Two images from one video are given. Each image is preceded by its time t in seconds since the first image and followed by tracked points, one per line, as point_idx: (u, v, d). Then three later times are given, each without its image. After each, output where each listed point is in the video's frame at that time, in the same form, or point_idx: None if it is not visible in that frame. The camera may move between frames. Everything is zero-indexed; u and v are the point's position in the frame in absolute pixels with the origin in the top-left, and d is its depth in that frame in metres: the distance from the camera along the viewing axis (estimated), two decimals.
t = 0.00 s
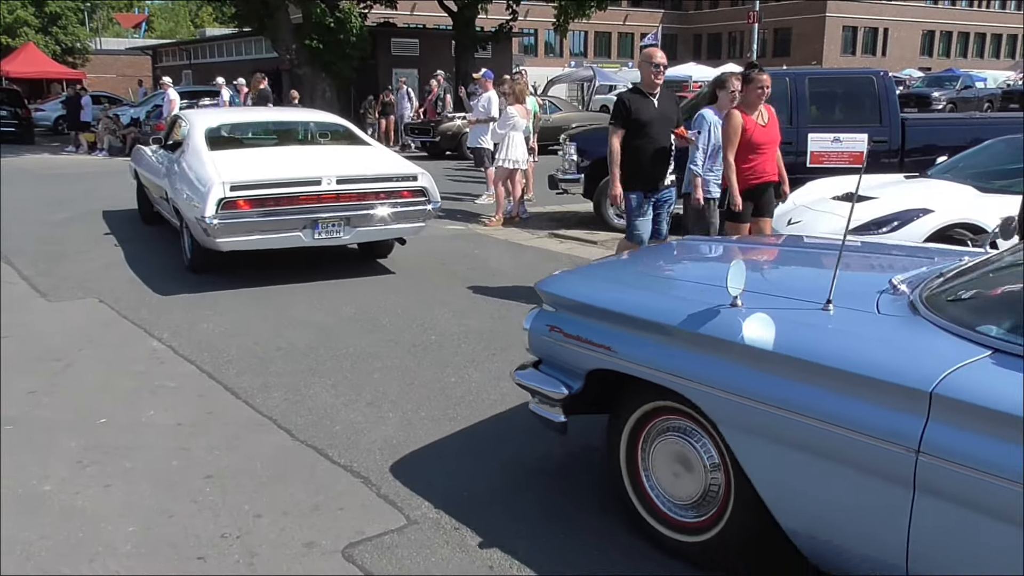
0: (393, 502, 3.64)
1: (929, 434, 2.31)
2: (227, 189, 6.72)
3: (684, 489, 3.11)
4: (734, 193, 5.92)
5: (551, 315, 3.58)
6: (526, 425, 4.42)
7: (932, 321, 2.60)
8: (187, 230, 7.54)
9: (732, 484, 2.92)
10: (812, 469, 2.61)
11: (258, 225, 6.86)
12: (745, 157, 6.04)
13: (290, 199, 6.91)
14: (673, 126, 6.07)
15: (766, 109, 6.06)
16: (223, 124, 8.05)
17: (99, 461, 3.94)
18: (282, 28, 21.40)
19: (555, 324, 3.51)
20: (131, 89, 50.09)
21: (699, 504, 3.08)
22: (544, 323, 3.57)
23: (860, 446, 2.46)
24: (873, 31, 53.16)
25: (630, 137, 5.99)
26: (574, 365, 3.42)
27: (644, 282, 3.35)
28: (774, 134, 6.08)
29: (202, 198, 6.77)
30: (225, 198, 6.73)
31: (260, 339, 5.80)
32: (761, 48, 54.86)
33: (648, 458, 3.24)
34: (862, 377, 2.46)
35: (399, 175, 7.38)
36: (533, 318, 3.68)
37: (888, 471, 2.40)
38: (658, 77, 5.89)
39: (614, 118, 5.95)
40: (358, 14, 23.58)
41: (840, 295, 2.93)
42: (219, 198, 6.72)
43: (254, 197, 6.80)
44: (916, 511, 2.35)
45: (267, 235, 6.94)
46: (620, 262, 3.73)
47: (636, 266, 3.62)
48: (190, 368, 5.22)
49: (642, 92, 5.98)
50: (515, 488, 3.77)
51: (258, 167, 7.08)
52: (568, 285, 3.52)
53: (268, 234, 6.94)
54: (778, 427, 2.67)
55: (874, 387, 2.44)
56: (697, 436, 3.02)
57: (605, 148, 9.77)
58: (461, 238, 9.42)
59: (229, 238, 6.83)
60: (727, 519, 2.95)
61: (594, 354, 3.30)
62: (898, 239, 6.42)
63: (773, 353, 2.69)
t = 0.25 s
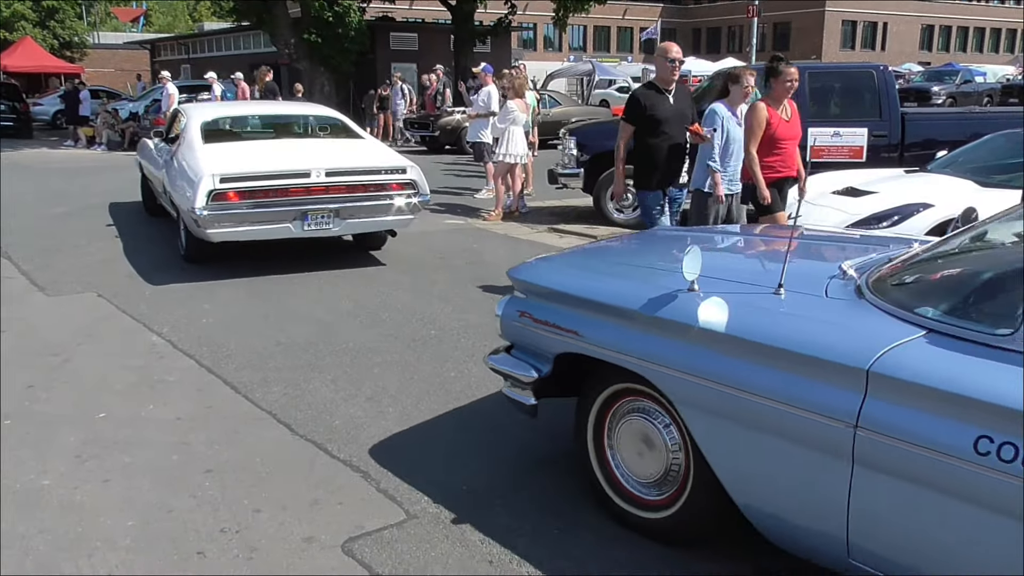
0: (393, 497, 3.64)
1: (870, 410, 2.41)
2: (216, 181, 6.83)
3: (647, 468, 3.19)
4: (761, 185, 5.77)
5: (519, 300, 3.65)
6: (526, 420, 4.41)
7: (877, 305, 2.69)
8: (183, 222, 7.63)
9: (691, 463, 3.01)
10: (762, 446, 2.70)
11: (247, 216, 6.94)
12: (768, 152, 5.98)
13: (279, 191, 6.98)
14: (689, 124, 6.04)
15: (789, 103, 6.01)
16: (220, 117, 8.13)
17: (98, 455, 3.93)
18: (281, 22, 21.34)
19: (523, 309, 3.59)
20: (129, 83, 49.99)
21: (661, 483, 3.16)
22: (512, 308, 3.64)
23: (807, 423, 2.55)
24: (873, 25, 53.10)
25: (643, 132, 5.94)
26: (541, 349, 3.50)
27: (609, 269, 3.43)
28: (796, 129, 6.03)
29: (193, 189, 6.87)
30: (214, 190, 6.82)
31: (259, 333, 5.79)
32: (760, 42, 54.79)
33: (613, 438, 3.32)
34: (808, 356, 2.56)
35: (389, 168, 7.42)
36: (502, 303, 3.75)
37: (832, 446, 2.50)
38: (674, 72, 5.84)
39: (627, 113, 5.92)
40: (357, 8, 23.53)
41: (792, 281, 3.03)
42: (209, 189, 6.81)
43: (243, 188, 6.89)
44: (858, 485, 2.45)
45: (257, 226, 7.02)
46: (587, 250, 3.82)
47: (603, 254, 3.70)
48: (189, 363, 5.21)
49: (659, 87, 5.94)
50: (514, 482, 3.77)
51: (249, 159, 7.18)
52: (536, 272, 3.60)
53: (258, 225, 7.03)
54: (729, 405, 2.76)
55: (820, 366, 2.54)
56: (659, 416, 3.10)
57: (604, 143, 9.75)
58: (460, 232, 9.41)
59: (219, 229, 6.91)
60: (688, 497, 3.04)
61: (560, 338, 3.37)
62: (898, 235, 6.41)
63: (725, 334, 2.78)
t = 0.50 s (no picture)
0: (396, 493, 3.63)
1: (819, 391, 2.58)
2: (211, 173, 6.97)
3: (617, 449, 3.36)
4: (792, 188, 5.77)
5: (497, 289, 3.82)
6: (529, 417, 4.41)
7: (828, 291, 2.86)
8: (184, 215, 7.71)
9: (657, 443, 3.18)
10: (719, 425, 2.88)
11: (242, 208, 7.05)
12: (798, 154, 5.98)
13: (273, 184, 7.11)
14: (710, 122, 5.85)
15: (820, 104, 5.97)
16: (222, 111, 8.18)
17: (102, 450, 3.94)
18: (285, 17, 21.38)
19: (501, 297, 3.75)
20: (133, 78, 50.07)
21: (630, 464, 3.33)
22: (491, 296, 3.81)
23: (759, 402, 2.73)
24: (878, 20, 52.92)
25: (664, 135, 5.73)
26: (518, 335, 3.67)
27: (582, 259, 3.60)
28: (828, 130, 6.01)
29: (188, 182, 7.00)
30: (209, 182, 6.96)
31: (262, 328, 5.79)
32: (765, 38, 54.63)
33: (585, 421, 3.49)
34: (760, 339, 2.74)
35: (382, 161, 7.56)
36: (481, 291, 3.92)
37: (783, 424, 2.68)
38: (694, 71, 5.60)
39: (647, 116, 5.69)
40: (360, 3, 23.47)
41: (752, 269, 3.20)
42: (203, 181, 6.94)
43: (238, 180, 7.01)
44: (808, 461, 2.63)
45: (252, 218, 7.15)
46: (563, 241, 3.99)
47: (577, 244, 3.87)
48: (193, 358, 5.21)
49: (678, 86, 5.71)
50: (518, 478, 3.76)
51: (244, 153, 7.30)
52: (513, 262, 3.77)
53: (253, 217, 7.15)
54: (688, 386, 2.94)
55: (772, 348, 2.71)
56: (628, 399, 3.27)
57: (607, 138, 9.69)
58: (464, 228, 9.40)
59: (214, 221, 7.04)
60: (654, 476, 3.21)
61: (535, 325, 3.55)
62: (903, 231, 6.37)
63: (685, 319, 2.95)
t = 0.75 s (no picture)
0: (404, 493, 3.64)
1: (783, 378, 2.64)
2: (213, 171, 7.01)
3: (596, 438, 3.44)
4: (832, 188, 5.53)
5: (481, 283, 3.90)
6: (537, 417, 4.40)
7: (794, 284, 2.93)
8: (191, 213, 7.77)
9: (633, 432, 3.26)
10: (686, 413, 2.95)
11: (244, 205, 7.08)
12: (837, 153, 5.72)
13: (274, 181, 7.15)
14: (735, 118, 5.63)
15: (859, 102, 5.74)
16: (230, 110, 8.23)
17: (110, 448, 3.96)
18: (292, 16, 21.44)
19: (484, 291, 3.83)
20: (142, 77, 50.28)
21: (608, 452, 3.41)
22: (475, 290, 3.89)
23: (722, 388, 2.80)
24: (886, 19, 52.74)
25: (690, 131, 5.54)
26: (501, 327, 3.75)
27: (563, 254, 3.68)
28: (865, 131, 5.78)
29: (191, 179, 7.04)
30: (211, 179, 6.99)
31: (270, 328, 5.80)
32: (773, 37, 54.50)
33: (565, 411, 3.57)
34: (723, 327, 2.80)
35: (381, 160, 7.57)
36: (466, 285, 4.00)
37: (746, 410, 2.75)
38: (717, 65, 5.38)
39: (671, 113, 5.47)
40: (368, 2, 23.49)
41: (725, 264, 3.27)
42: (205, 179, 6.98)
43: (240, 178, 7.04)
44: (774, 447, 2.69)
45: (253, 215, 7.18)
46: (547, 237, 4.06)
47: (560, 240, 3.95)
48: (202, 356, 5.23)
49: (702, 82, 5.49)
50: (526, 479, 3.76)
51: (247, 151, 7.34)
52: (496, 256, 3.85)
53: (254, 214, 7.18)
54: (657, 374, 3.01)
55: (736, 337, 2.78)
56: (605, 389, 3.35)
57: (615, 138, 9.67)
58: (471, 227, 9.40)
59: (217, 218, 7.08)
60: (631, 464, 3.30)
61: (516, 318, 3.62)
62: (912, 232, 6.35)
63: (656, 310, 3.02)
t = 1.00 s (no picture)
0: (412, 498, 3.64)
1: (747, 370, 2.78)
2: (217, 174, 7.04)
3: (578, 432, 3.58)
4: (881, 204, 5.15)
5: (470, 281, 4.05)
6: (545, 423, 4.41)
7: (764, 282, 3.07)
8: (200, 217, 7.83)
9: (612, 425, 3.39)
10: (661, 405, 3.08)
11: (247, 207, 7.12)
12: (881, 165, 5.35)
13: (277, 184, 7.18)
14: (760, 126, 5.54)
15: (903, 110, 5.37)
16: (239, 114, 8.29)
17: (119, 452, 3.97)
18: (302, 21, 21.52)
19: (472, 289, 3.98)
20: (152, 81, 50.55)
21: (589, 445, 3.56)
22: (465, 289, 4.04)
23: (694, 381, 2.93)
24: (895, 24, 52.61)
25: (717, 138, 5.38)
26: (488, 324, 3.89)
27: (548, 254, 3.82)
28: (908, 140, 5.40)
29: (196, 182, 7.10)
30: (214, 182, 7.04)
31: (278, 332, 5.82)
32: (782, 41, 54.41)
33: (550, 405, 3.72)
34: (695, 323, 2.93)
35: (382, 163, 7.60)
36: (456, 284, 4.15)
37: (716, 402, 2.87)
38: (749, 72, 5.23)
39: (702, 120, 5.29)
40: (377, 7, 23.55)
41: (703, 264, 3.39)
42: (209, 181, 7.03)
43: (243, 180, 7.08)
44: (740, 436, 2.82)
45: (257, 217, 7.21)
46: (535, 238, 4.21)
47: (547, 241, 4.10)
48: (210, 361, 5.24)
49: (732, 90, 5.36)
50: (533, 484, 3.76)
51: (251, 154, 7.39)
52: (485, 256, 4.00)
53: (257, 217, 7.22)
54: (632, 368, 3.15)
55: (706, 332, 2.91)
56: (588, 384, 3.49)
57: (622, 142, 9.67)
58: (479, 232, 9.41)
59: (221, 220, 7.12)
60: (611, 457, 3.44)
61: (502, 315, 3.77)
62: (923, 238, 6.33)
63: (632, 306, 3.16)
